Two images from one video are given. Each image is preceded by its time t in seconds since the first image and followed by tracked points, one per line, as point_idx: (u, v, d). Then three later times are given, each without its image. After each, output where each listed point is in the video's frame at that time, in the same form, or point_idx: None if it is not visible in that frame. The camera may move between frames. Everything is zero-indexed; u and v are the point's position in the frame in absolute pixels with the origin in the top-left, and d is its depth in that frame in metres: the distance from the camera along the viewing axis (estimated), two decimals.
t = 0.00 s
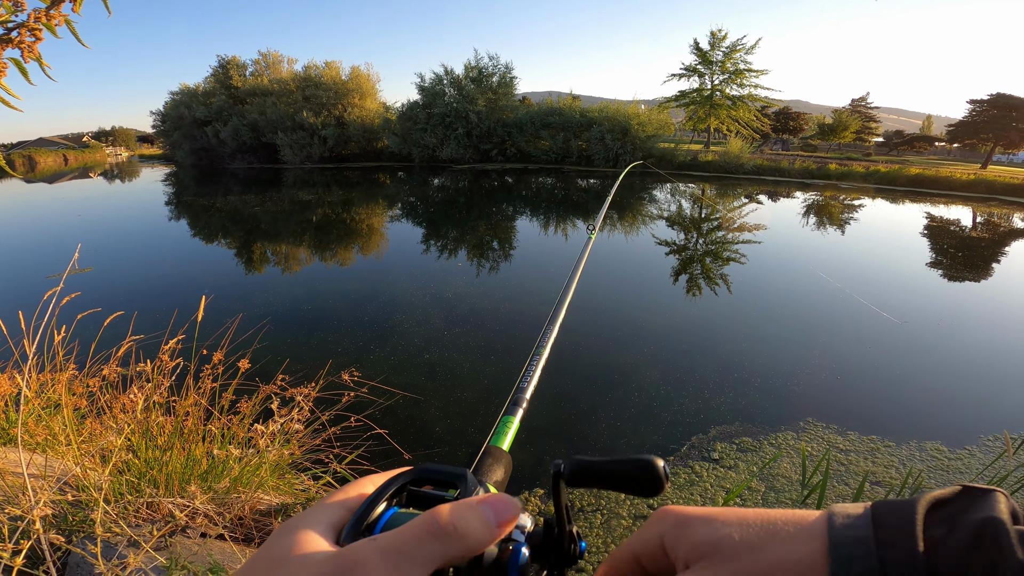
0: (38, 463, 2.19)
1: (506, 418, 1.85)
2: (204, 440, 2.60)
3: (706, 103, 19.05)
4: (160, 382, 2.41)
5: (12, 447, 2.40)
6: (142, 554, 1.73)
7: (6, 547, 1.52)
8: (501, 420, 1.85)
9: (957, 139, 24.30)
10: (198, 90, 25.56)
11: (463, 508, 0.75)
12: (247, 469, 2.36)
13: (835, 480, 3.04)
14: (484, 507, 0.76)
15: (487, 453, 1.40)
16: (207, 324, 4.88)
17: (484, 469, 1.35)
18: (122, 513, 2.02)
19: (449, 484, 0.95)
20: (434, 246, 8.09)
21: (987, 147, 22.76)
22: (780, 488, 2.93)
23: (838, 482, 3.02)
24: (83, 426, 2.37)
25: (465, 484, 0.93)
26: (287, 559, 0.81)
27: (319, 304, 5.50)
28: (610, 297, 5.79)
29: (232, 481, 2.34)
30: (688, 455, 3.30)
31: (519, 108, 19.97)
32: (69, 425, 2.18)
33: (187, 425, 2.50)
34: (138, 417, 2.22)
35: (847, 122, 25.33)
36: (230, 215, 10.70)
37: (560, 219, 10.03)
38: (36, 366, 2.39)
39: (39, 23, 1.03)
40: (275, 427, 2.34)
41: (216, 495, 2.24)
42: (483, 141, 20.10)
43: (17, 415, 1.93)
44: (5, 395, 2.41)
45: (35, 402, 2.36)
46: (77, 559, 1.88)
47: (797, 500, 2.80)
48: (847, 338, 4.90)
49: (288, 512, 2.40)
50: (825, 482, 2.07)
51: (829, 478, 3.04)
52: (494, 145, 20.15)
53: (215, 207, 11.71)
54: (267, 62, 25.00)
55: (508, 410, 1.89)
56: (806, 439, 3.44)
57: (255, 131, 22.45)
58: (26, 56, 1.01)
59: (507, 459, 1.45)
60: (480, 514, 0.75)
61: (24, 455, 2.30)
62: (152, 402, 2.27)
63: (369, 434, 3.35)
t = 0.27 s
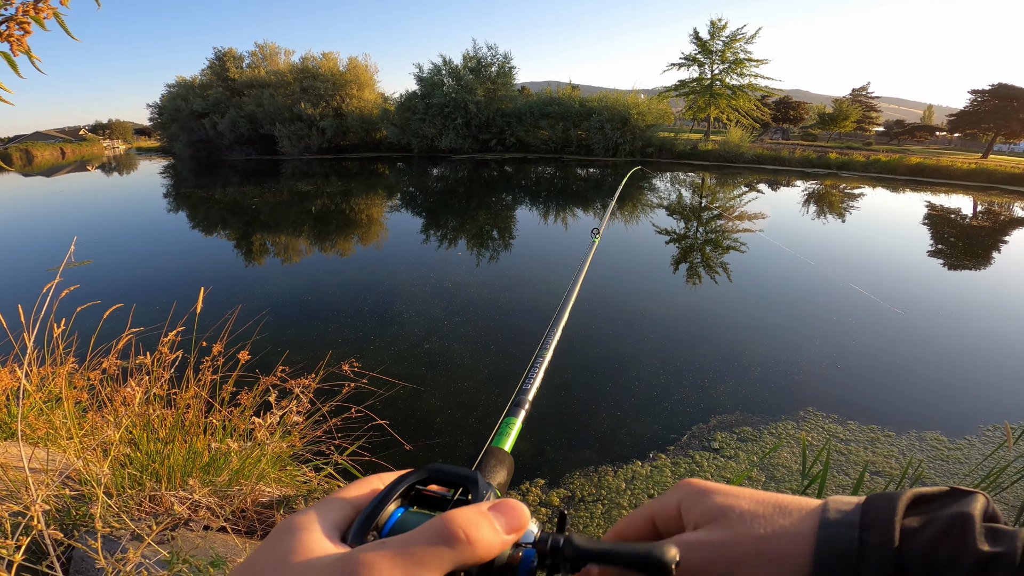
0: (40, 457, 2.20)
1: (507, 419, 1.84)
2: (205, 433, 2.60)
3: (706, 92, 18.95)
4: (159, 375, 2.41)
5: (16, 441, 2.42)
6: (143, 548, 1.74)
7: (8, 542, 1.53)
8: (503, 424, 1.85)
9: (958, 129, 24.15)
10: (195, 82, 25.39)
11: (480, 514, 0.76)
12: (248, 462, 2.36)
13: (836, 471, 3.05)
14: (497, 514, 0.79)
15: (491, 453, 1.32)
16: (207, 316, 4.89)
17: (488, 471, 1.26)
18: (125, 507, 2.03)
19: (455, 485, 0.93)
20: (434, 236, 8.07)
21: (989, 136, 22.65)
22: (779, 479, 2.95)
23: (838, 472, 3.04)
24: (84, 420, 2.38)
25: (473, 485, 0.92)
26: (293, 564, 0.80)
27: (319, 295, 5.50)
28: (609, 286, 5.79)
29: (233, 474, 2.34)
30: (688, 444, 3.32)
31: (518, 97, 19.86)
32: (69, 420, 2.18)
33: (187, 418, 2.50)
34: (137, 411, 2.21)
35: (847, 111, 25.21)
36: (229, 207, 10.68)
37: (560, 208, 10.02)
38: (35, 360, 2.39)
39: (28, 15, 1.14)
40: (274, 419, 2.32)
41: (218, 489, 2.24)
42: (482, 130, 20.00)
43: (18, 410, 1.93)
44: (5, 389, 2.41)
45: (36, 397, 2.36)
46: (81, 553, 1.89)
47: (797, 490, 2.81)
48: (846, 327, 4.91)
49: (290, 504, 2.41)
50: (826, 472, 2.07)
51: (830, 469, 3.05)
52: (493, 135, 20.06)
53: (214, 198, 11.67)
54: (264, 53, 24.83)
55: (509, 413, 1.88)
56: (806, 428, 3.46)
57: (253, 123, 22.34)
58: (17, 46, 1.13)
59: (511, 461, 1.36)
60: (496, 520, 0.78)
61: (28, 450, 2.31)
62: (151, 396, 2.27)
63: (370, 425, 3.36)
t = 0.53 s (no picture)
0: (44, 456, 2.22)
1: (496, 386, 1.88)
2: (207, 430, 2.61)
3: (706, 84, 18.88)
4: (161, 373, 2.41)
5: (20, 440, 2.42)
6: (147, 547, 1.75)
7: (13, 543, 1.54)
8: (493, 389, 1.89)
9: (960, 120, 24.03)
10: (192, 79, 25.29)
11: (473, 480, 0.80)
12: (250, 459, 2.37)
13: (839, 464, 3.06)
14: (489, 477, 0.83)
15: (479, 421, 1.33)
16: (208, 314, 4.90)
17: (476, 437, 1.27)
18: (129, 506, 2.05)
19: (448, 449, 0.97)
20: (434, 231, 8.07)
21: (991, 127, 22.55)
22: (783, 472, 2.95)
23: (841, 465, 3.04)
24: (87, 419, 2.38)
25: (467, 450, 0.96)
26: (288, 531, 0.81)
27: (320, 291, 5.51)
28: (610, 280, 5.79)
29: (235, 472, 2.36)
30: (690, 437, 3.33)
31: (517, 92, 19.78)
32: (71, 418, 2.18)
33: (190, 415, 2.51)
34: (140, 410, 2.22)
35: (848, 103, 25.10)
36: (228, 204, 10.67)
37: (560, 202, 10.00)
38: (36, 359, 2.39)
39: (15, 14, 1.19)
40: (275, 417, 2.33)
41: (221, 487, 2.26)
42: (481, 125, 19.92)
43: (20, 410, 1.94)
44: (8, 387, 2.42)
45: (38, 395, 2.37)
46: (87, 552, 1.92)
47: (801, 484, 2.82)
48: (848, 318, 4.91)
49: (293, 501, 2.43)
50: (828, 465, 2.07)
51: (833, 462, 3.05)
52: (493, 129, 19.99)
53: (213, 195, 11.66)
54: (262, 50, 24.72)
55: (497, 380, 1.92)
56: (809, 421, 3.47)
57: (252, 119, 22.27)
58: (5, 45, 1.20)
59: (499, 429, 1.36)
60: (489, 482, 0.82)
61: (31, 448, 2.31)
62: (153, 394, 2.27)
63: (372, 421, 3.37)
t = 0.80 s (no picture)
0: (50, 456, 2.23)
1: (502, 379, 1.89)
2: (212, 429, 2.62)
3: (710, 82, 18.82)
4: (165, 373, 2.42)
5: (27, 440, 2.44)
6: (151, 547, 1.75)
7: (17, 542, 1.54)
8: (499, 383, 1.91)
9: (966, 117, 23.88)
10: (195, 79, 25.35)
11: (476, 473, 0.85)
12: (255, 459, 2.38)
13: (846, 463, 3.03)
14: (492, 469, 0.89)
15: (484, 414, 1.29)
16: (212, 313, 4.92)
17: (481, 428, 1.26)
18: (135, 506, 2.05)
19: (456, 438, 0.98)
20: (437, 229, 8.07)
21: (998, 123, 22.37)
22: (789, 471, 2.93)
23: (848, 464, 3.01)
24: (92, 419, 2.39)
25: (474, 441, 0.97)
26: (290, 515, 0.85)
27: (325, 290, 5.52)
28: (614, 278, 5.78)
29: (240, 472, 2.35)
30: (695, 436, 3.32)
31: (520, 90, 19.77)
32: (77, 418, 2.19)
33: (194, 415, 2.51)
34: (144, 409, 2.22)
35: (852, 100, 24.96)
36: (232, 203, 10.71)
37: (563, 200, 9.99)
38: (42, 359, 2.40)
39: (13, 14, 1.19)
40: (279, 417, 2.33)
41: (225, 487, 2.26)
42: (484, 123, 19.90)
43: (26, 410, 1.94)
44: (15, 388, 2.43)
45: (45, 395, 2.38)
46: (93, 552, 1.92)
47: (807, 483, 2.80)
48: (853, 316, 4.89)
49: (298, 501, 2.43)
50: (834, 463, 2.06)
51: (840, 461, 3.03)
52: (495, 128, 19.97)
53: (217, 195, 11.70)
54: (264, 50, 24.77)
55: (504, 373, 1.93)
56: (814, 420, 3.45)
57: (255, 119, 22.32)
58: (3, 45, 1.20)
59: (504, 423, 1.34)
60: (492, 475, 0.88)
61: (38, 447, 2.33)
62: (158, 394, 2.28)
63: (377, 420, 3.38)
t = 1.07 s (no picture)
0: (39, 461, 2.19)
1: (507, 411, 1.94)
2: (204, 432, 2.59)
3: (700, 78, 18.93)
4: (156, 376, 2.38)
5: (14, 446, 2.39)
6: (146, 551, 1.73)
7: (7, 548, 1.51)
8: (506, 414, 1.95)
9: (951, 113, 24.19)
10: (182, 79, 25.07)
11: (478, 505, 0.86)
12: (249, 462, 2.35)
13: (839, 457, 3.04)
14: (495, 503, 0.89)
15: (488, 444, 1.31)
16: (202, 316, 4.87)
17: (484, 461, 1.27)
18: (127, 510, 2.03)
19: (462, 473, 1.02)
20: (429, 228, 8.05)
21: (982, 119, 22.69)
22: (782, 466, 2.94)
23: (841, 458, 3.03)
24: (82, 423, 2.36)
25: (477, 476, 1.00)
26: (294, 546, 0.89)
27: (316, 291, 5.48)
28: (606, 275, 5.80)
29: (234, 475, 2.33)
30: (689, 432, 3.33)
31: (510, 88, 19.76)
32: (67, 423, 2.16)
33: (186, 418, 2.48)
34: (135, 413, 2.19)
35: (839, 96, 25.20)
36: (222, 204, 10.60)
37: (555, 198, 10.01)
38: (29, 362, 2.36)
39: None
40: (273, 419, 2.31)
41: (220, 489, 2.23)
42: (475, 122, 19.86)
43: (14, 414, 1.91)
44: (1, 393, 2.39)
45: (33, 399, 2.34)
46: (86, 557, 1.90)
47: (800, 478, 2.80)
48: (843, 311, 4.93)
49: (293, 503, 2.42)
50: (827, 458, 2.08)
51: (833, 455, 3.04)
52: (487, 126, 19.94)
53: (206, 196, 11.58)
54: (252, 49, 24.54)
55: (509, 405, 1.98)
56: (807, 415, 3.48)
57: (243, 119, 22.10)
58: None
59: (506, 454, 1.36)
60: (494, 508, 0.88)
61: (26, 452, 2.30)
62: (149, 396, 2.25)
63: (370, 421, 3.36)
